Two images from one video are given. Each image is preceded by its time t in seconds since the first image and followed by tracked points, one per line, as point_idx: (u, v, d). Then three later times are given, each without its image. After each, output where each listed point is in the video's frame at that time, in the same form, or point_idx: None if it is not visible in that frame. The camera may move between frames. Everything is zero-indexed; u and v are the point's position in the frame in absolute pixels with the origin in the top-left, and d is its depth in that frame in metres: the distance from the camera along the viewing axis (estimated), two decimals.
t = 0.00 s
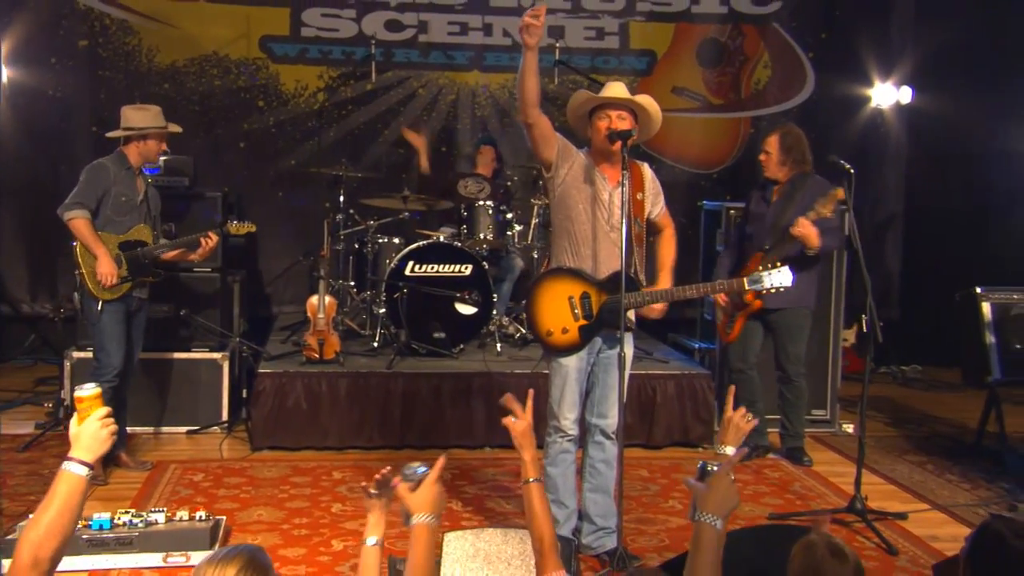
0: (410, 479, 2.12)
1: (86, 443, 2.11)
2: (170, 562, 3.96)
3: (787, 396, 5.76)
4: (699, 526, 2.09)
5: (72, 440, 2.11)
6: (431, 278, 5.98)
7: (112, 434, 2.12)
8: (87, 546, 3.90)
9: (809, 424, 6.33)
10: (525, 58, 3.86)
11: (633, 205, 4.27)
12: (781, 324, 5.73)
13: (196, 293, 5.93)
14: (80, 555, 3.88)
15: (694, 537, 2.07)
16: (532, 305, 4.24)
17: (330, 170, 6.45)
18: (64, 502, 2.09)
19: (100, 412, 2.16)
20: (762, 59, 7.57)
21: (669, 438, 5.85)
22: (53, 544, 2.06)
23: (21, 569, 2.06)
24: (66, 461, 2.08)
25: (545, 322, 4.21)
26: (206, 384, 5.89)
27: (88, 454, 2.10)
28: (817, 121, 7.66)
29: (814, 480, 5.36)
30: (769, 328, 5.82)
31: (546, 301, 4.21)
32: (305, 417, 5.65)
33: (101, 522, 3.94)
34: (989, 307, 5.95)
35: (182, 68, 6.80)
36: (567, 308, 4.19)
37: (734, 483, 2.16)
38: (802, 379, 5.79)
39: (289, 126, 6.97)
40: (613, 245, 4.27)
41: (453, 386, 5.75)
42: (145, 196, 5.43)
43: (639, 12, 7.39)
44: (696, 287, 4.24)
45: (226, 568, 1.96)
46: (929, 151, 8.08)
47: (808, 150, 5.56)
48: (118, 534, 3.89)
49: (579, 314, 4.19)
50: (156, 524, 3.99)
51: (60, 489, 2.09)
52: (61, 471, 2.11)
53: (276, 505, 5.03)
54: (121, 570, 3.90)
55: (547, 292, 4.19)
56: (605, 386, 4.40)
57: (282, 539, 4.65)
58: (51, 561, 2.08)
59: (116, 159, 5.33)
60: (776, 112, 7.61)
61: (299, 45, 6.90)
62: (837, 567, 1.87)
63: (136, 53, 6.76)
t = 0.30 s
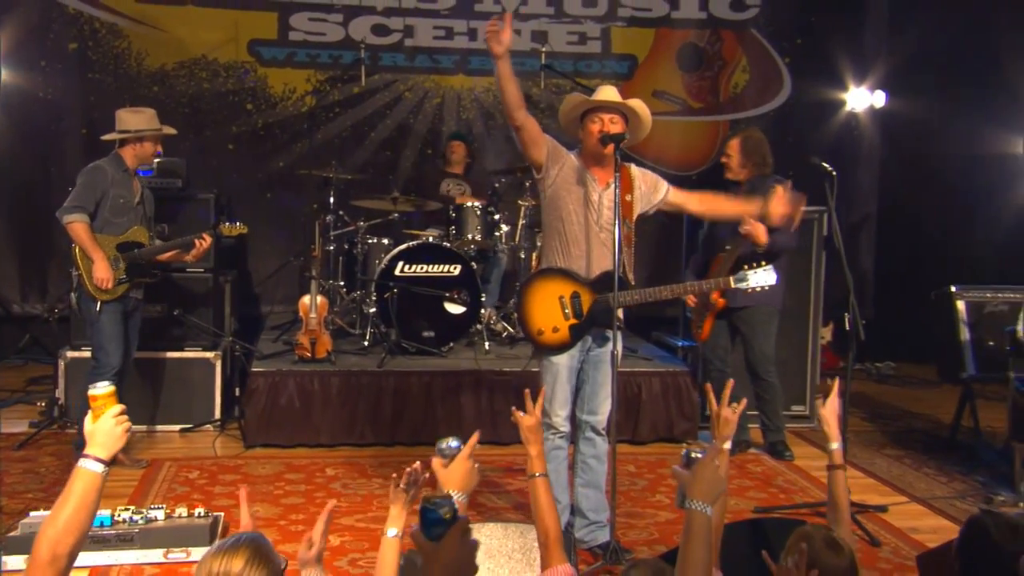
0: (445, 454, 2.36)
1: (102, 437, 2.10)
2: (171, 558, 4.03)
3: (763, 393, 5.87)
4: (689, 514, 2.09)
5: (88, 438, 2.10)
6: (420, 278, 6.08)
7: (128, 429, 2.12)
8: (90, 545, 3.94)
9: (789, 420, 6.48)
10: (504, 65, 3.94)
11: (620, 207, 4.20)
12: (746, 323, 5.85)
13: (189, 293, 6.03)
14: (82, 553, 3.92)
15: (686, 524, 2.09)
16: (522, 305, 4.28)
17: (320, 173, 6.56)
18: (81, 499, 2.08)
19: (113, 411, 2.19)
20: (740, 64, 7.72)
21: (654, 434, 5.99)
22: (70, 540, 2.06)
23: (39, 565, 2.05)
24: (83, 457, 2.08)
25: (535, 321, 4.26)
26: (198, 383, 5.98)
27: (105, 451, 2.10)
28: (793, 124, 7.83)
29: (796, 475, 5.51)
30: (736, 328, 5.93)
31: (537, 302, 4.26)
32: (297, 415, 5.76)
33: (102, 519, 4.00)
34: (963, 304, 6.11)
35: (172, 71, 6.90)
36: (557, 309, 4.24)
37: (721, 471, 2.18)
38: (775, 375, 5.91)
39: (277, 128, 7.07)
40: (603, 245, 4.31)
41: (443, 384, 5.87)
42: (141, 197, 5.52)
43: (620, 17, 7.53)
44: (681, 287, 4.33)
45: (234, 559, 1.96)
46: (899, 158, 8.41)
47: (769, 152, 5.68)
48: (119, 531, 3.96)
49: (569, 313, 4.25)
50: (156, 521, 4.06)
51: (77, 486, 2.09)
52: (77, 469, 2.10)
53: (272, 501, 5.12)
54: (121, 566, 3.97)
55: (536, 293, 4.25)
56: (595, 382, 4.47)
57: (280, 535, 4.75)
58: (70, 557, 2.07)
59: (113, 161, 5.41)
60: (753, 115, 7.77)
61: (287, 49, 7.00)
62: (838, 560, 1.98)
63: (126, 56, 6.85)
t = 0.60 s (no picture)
0: (454, 436, 2.35)
1: (122, 436, 2.16)
2: (174, 553, 4.10)
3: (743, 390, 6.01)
4: (684, 501, 2.17)
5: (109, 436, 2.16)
6: (413, 278, 6.22)
7: (146, 429, 2.17)
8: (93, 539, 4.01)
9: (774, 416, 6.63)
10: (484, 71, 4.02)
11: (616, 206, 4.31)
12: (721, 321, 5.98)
13: (186, 293, 6.15)
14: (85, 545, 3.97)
15: (680, 512, 2.15)
16: (518, 304, 4.40)
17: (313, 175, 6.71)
18: (101, 495, 2.15)
19: (135, 409, 2.23)
20: (722, 69, 7.87)
21: (643, 430, 6.14)
22: (91, 535, 2.13)
23: (59, 560, 2.12)
24: (103, 455, 2.14)
25: (530, 320, 4.38)
26: (195, 382, 6.09)
27: (125, 449, 2.16)
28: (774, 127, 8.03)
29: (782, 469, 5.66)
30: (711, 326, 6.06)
31: (533, 301, 4.36)
32: (293, 413, 5.88)
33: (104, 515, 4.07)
34: (943, 303, 6.24)
35: (166, 74, 7.05)
36: (552, 306, 4.35)
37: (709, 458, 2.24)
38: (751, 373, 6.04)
39: (270, 131, 7.22)
40: (597, 244, 4.41)
41: (437, 381, 6.01)
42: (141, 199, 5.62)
43: (607, 22, 7.66)
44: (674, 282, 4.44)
45: (244, 558, 2.01)
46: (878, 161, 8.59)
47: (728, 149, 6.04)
48: (123, 526, 4.04)
49: (564, 311, 4.35)
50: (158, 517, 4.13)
51: (96, 483, 2.14)
52: (97, 465, 2.15)
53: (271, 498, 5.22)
54: (125, 561, 4.03)
55: (531, 292, 4.35)
56: (589, 380, 4.56)
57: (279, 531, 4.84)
58: (91, 549, 2.14)
59: (114, 163, 5.51)
60: (736, 119, 7.91)
61: (280, 53, 7.14)
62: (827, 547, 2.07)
63: (121, 60, 6.99)
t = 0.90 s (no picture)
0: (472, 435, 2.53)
1: (135, 434, 2.15)
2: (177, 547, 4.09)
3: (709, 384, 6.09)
4: (682, 496, 2.31)
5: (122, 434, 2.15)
6: (405, 278, 6.36)
7: (159, 426, 2.18)
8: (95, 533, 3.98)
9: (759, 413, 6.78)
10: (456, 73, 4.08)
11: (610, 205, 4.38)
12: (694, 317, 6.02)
13: (183, 293, 6.29)
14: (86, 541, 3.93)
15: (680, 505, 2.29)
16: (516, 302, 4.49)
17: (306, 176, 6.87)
18: (116, 491, 2.13)
19: (148, 407, 2.23)
20: (706, 73, 8.04)
21: (631, 426, 6.30)
22: (106, 530, 2.11)
23: (75, 554, 2.10)
24: (117, 452, 2.12)
25: (529, 318, 4.47)
26: (192, 380, 6.20)
27: (138, 445, 2.14)
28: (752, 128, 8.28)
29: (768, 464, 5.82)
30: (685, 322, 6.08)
31: (530, 300, 4.45)
32: (289, 411, 5.99)
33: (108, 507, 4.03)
34: (922, 302, 6.44)
35: (160, 78, 7.27)
36: (548, 305, 4.44)
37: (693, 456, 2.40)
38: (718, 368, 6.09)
39: (263, 133, 7.47)
40: (590, 243, 4.47)
41: (429, 380, 6.14)
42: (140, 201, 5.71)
43: (593, 28, 7.82)
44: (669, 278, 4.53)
45: (259, 552, 1.96)
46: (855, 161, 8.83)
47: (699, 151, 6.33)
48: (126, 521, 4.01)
49: (560, 309, 4.45)
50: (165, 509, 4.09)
51: (111, 479, 2.13)
52: (111, 463, 2.14)
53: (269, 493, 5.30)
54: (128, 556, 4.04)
55: (527, 291, 4.44)
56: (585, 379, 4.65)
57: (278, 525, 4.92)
58: (107, 544, 2.12)
59: (115, 166, 5.61)
60: (717, 122, 8.09)
61: (272, 57, 7.38)
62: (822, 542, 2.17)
63: (117, 64, 7.20)
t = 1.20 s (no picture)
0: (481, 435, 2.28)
1: (139, 423, 1.91)
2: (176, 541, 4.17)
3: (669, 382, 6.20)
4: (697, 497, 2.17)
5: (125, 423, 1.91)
6: (396, 278, 6.50)
7: (165, 415, 1.93)
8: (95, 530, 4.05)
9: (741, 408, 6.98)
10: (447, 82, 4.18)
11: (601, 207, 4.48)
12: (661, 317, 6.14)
13: (178, 292, 6.41)
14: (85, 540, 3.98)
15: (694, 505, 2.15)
16: (509, 301, 4.58)
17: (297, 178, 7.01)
18: (122, 483, 1.90)
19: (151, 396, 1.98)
20: (687, 78, 8.18)
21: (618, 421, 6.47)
22: (114, 521, 1.87)
23: (81, 551, 1.86)
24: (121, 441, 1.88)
25: (522, 317, 4.55)
26: (187, 379, 6.32)
27: (141, 435, 1.90)
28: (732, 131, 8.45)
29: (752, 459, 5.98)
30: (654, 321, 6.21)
31: (523, 299, 4.54)
32: (284, 408, 6.12)
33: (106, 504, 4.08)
34: (898, 300, 6.63)
35: (154, 81, 7.41)
36: (542, 304, 4.53)
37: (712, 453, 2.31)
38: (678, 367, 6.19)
39: (255, 136, 7.63)
40: (582, 243, 4.56)
41: (421, 377, 6.28)
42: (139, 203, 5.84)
43: (579, 34, 7.98)
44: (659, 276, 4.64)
45: (269, 543, 1.81)
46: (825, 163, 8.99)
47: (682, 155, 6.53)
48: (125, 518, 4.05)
49: (553, 307, 4.53)
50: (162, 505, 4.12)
51: (116, 471, 1.89)
52: (116, 453, 1.90)
53: (266, 488, 5.39)
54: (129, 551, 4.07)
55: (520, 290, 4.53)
56: (577, 377, 4.71)
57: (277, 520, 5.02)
58: (115, 538, 1.88)
59: (116, 168, 5.73)
60: (700, 126, 8.24)
61: (263, 62, 7.55)
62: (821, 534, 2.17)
63: (111, 68, 7.34)
